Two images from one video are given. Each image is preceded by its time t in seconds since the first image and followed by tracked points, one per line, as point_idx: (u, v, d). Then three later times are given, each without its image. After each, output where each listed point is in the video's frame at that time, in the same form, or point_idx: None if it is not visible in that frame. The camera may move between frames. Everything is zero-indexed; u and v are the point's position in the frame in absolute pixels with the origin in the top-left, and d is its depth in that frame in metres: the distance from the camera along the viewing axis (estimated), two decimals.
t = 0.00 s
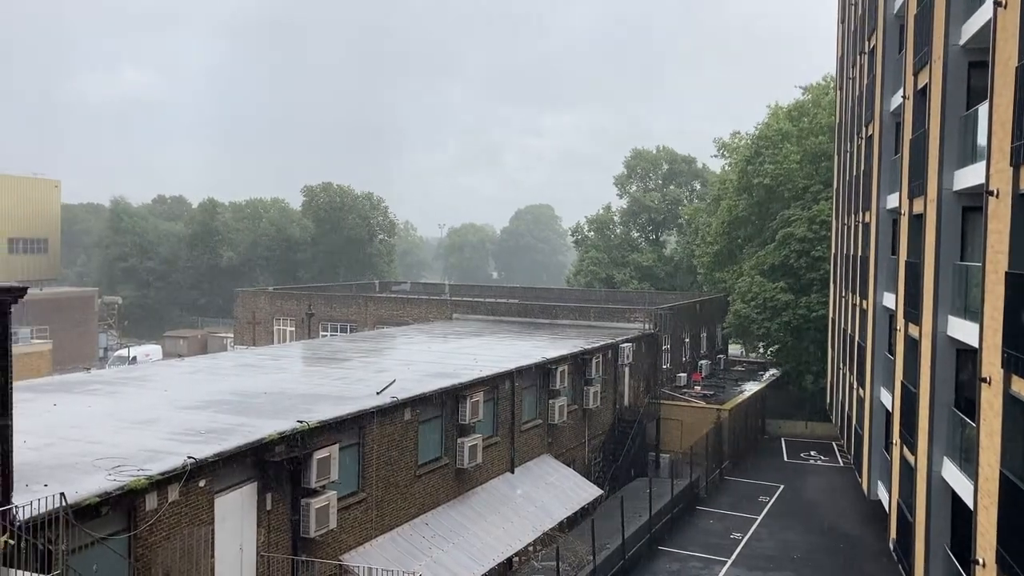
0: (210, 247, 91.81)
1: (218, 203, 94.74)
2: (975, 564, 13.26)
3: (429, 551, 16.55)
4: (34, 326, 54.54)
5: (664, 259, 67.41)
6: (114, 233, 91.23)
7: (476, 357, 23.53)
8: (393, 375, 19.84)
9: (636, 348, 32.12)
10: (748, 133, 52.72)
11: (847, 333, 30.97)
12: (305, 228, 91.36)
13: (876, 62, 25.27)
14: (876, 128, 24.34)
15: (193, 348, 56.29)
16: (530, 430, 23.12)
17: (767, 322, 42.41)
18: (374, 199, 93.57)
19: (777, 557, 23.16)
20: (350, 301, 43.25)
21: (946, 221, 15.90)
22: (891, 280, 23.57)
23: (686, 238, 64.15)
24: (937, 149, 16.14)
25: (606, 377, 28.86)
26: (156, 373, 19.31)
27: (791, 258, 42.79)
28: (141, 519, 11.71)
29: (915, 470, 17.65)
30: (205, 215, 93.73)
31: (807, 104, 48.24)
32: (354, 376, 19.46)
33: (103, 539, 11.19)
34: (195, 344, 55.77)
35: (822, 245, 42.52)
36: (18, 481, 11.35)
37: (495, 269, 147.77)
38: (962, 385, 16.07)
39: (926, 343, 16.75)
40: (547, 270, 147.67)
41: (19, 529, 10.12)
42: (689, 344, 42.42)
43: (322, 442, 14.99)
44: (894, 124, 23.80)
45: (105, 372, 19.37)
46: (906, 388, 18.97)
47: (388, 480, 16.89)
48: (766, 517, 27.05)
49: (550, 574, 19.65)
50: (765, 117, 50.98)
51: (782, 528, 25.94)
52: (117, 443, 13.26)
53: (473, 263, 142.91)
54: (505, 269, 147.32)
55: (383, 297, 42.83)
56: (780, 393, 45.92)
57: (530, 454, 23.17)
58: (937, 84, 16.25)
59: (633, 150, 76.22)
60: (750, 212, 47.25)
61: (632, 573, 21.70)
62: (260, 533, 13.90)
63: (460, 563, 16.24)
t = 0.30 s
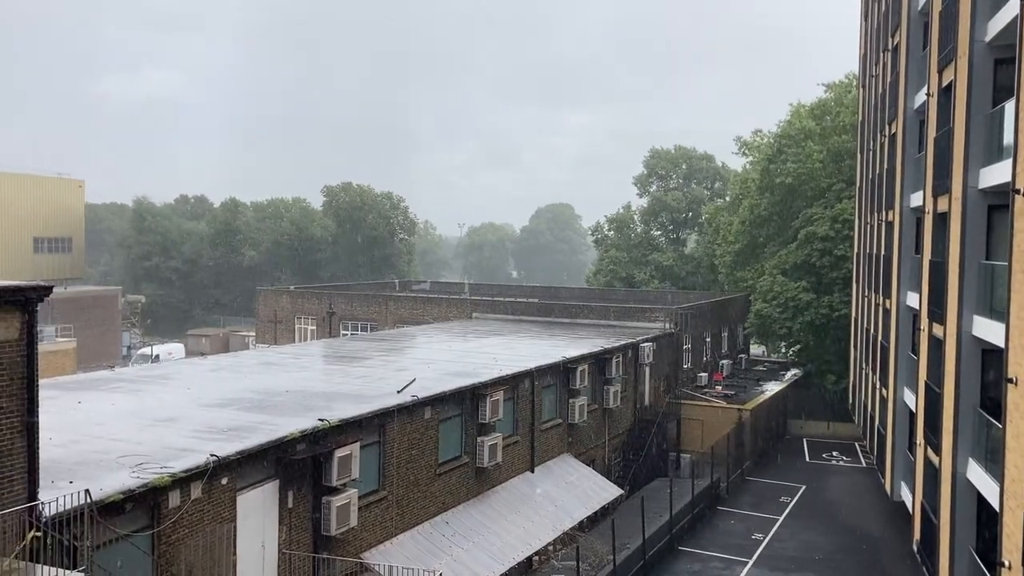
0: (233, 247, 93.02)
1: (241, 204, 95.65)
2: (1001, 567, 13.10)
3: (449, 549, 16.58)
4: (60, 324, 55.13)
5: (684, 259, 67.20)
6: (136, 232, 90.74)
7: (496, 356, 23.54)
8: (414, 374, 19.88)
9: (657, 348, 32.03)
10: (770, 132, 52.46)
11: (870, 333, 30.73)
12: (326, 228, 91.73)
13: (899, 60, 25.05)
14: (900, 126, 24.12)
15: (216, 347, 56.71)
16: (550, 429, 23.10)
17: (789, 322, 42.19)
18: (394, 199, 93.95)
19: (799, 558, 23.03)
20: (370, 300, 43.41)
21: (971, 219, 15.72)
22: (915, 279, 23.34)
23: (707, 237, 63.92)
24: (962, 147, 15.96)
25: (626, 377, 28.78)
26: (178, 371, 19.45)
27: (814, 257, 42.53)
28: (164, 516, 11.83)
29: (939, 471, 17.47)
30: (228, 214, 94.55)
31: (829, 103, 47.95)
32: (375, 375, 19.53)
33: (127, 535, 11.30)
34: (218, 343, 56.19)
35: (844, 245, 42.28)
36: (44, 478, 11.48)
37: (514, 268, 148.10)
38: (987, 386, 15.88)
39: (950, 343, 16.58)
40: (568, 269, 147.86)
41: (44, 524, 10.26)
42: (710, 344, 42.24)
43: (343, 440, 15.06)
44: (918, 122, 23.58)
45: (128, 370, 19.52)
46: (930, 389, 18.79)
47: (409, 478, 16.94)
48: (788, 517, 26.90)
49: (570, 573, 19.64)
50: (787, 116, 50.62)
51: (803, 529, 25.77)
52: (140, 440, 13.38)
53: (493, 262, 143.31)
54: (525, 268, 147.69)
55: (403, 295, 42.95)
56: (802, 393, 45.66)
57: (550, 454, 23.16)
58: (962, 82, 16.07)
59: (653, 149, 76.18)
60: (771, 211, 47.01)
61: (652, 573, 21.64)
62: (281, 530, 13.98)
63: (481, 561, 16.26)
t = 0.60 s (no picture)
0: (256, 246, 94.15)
1: (264, 204, 96.61)
2: None
3: (470, 548, 16.62)
4: (86, 322, 55.74)
5: (707, 258, 66.90)
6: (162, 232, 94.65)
7: (518, 356, 23.56)
8: (435, 373, 19.95)
9: (679, 347, 31.93)
10: (794, 131, 52.13)
11: (895, 333, 30.47)
12: (349, 228, 91.62)
13: (926, 58, 24.81)
14: (926, 124, 23.89)
15: (240, 346, 57.20)
16: (572, 429, 23.08)
17: (813, 322, 41.91)
18: (416, 198, 91.58)
19: (822, 559, 22.88)
20: (392, 299, 43.57)
21: (999, 219, 15.55)
22: (941, 278, 23.13)
23: (730, 236, 63.61)
24: (990, 145, 15.80)
25: (648, 377, 28.73)
26: (203, 370, 19.61)
27: (838, 256, 42.23)
28: (189, 513, 11.94)
29: (966, 473, 17.30)
30: (251, 213, 95.34)
31: (854, 101, 47.63)
32: (397, 374, 19.60)
33: (153, 532, 11.41)
34: (242, 342, 56.69)
35: (868, 244, 42.03)
36: (71, 475, 11.63)
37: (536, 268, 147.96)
38: (1015, 387, 15.69)
39: (977, 343, 16.41)
40: (590, 269, 147.40)
41: (71, 521, 10.40)
42: (733, 344, 42.04)
43: (365, 439, 15.13)
44: (944, 120, 23.34)
45: (153, 368, 19.72)
46: (957, 389, 18.61)
47: (430, 477, 17.00)
48: (811, 518, 26.72)
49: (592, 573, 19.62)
50: (811, 114, 50.30)
51: (827, 530, 25.59)
52: (165, 438, 13.51)
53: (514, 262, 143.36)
54: (546, 268, 147.54)
55: (425, 295, 43.09)
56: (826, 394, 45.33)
57: (571, 454, 23.14)
58: (990, 79, 15.89)
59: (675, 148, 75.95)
60: (795, 211, 46.71)
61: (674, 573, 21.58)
62: (304, 528, 14.07)
63: (502, 560, 16.29)
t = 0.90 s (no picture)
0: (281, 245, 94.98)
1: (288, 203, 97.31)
2: None
3: (492, 547, 16.63)
4: (113, 321, 56.42)
5: (731, 257, 66.55)
6: (188, 230, 95.86)
7: (541, 355, 23.55)
8: (458, 372, 19.99)
9: (703, 348, 31.80)
10: (819, 129, 51.76)
11: (922, 334, 30.18)
12: (372, 227, 91.62)
13: (954, 55, 24.56)
14: (954, 123, 23.66)
15: (264, 344, 57.65)
16: (594, 429, 23.04)
17: (839, 322, 41.15)
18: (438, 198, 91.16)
19: (847, 562, 22.71)
20: (415, 298, 43.67)
21: None
22: (970, 278, 22.88)
23: (755, 235, 63.29)
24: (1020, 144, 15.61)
25: (672, 377, 28.66)
26: (228, 368, 19.76)
27: (865, 256, 41.88)
28: (215, 510, 12.04)
29: (995, 475, 17.10)
30: (276, 213, 96.16)
31: (882, 99, 47.33)
32: (419, 372, 19.65)
33: (179, 528, 11.50)
34: (266, 341, 57.17)
35: (896, 244, 41.85)
36: (100, 471, 11.76)
37: (560, 267, 148.08)
38: None
39: (1007, 344, 16.22)
40: (613, 268, 147.06)
41: (100, 516, 10.54)
42: (758, 344, 41.80)
43: (388, 437, 15.18)
44: (974, 119, 23.09)
45: (179, 365, 19.89)
46: (986, 390, 18.40)
47: (453, 476, 17.03)
48: (836, 520, 26.53)
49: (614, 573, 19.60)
50: (837, 113, 49.94)
51: (852, 532, 25.39)
52: (191, 435, 13.62)
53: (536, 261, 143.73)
54: (569, 267, 147.56)
55: (447, 294, 43.18)
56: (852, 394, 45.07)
57: (594, 454, 23.09)
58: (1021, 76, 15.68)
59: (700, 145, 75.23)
60: (820, 211, 46.38)
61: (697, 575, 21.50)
62: (328, 526, 14.14)
63: (524, 560, 16.29)
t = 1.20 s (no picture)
0: (308, 243, 95.84)
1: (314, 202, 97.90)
2: None
3: (517, 546, 16.63)
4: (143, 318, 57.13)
5: (758, 256, 66.09)
6: (216, 229, 97.07)
7: (566, 355, 23.50)
8: (484, 371, 20.00)
9: (729, 348, 31.61)
10: (848, 128, 51.23)
11: (953, 334, 29.78)
12: (398, 226, 91.64)
13: (988, 52, 24.20)
14: (987, 120, 23.33)
15: (290, 340, 58.03)
16: (620, 429, 22.97)
17: (868, 322, 41.10)
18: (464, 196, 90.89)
19: (876, 564, 22.49)
20: (441, 298, 43.77)
21: None
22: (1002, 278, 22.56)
23: (783, 234, 62.79)
24: None
25: (699, 377, 28.50)
26: (256, 366, 19.90)
27: (895, 256, 41.41)
28: (242, 507, 12.14)
29: None
30: (303, 212, 96.84)
31: (912, 97, 46.76)
32: (445, 371, 19.69)
33: (208, 524, 11.60)
34: (293, 339, 57.61)
35: (927, 244, 41.22)
36: (130, 467, 11.90)
37: (586, 266, 148.08)
38: None
39: None
40: (640, 267, 146.57)
41: (130, 512, 10.66)
42: (786, 344, 41.49)
43: (414, 435, 15.23)
44: (1008, 116, 22.76)
45: (208, 363, 20.07)
46: (1019, 392, 18.14)
47: (479, 474, 17.06)
48: (865, 523, 26.27)
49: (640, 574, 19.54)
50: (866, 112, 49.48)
51: (882, 535, 25.15)
52: (221, 433, 13.74)
53: (562, 261, 144.00)
54: (595, 267, 147.47)
55: (472, 293, 43.26)
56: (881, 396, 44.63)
57: (620, 453, 23.03)
58: None
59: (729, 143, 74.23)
60: (849, 210, 45.92)
61: None
62: (354, 523, 14.22)
63: (549, 559, 16.28)
